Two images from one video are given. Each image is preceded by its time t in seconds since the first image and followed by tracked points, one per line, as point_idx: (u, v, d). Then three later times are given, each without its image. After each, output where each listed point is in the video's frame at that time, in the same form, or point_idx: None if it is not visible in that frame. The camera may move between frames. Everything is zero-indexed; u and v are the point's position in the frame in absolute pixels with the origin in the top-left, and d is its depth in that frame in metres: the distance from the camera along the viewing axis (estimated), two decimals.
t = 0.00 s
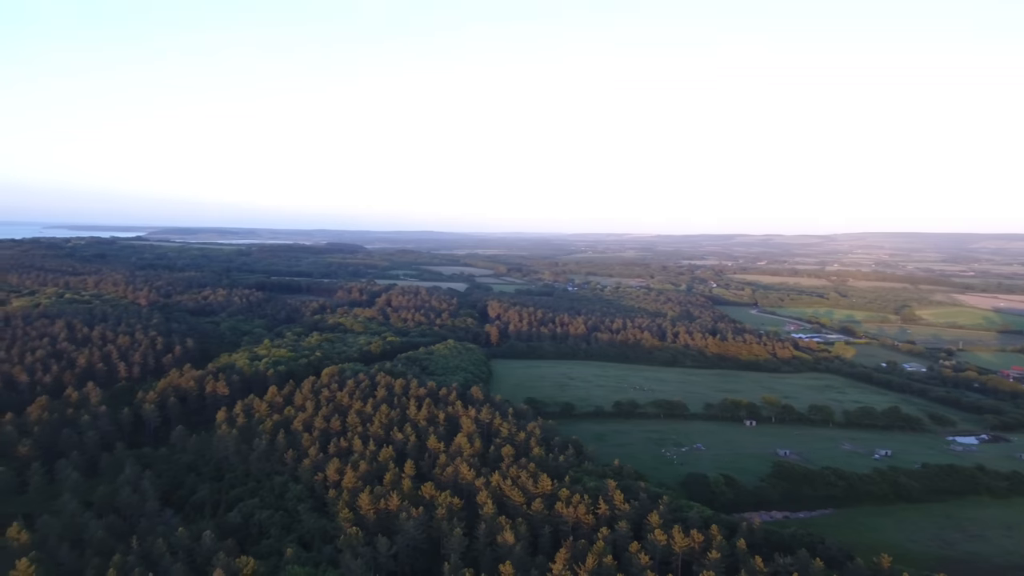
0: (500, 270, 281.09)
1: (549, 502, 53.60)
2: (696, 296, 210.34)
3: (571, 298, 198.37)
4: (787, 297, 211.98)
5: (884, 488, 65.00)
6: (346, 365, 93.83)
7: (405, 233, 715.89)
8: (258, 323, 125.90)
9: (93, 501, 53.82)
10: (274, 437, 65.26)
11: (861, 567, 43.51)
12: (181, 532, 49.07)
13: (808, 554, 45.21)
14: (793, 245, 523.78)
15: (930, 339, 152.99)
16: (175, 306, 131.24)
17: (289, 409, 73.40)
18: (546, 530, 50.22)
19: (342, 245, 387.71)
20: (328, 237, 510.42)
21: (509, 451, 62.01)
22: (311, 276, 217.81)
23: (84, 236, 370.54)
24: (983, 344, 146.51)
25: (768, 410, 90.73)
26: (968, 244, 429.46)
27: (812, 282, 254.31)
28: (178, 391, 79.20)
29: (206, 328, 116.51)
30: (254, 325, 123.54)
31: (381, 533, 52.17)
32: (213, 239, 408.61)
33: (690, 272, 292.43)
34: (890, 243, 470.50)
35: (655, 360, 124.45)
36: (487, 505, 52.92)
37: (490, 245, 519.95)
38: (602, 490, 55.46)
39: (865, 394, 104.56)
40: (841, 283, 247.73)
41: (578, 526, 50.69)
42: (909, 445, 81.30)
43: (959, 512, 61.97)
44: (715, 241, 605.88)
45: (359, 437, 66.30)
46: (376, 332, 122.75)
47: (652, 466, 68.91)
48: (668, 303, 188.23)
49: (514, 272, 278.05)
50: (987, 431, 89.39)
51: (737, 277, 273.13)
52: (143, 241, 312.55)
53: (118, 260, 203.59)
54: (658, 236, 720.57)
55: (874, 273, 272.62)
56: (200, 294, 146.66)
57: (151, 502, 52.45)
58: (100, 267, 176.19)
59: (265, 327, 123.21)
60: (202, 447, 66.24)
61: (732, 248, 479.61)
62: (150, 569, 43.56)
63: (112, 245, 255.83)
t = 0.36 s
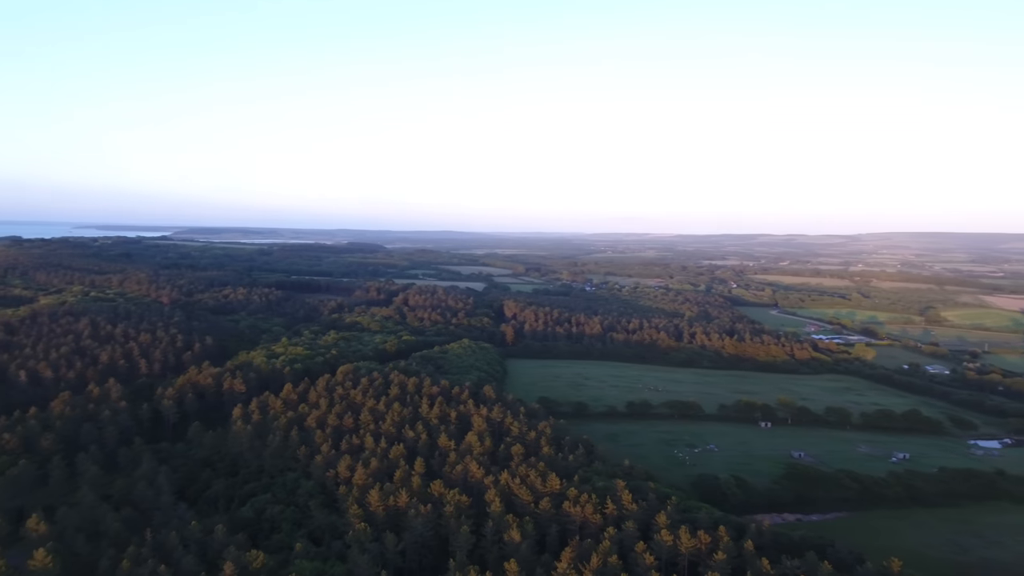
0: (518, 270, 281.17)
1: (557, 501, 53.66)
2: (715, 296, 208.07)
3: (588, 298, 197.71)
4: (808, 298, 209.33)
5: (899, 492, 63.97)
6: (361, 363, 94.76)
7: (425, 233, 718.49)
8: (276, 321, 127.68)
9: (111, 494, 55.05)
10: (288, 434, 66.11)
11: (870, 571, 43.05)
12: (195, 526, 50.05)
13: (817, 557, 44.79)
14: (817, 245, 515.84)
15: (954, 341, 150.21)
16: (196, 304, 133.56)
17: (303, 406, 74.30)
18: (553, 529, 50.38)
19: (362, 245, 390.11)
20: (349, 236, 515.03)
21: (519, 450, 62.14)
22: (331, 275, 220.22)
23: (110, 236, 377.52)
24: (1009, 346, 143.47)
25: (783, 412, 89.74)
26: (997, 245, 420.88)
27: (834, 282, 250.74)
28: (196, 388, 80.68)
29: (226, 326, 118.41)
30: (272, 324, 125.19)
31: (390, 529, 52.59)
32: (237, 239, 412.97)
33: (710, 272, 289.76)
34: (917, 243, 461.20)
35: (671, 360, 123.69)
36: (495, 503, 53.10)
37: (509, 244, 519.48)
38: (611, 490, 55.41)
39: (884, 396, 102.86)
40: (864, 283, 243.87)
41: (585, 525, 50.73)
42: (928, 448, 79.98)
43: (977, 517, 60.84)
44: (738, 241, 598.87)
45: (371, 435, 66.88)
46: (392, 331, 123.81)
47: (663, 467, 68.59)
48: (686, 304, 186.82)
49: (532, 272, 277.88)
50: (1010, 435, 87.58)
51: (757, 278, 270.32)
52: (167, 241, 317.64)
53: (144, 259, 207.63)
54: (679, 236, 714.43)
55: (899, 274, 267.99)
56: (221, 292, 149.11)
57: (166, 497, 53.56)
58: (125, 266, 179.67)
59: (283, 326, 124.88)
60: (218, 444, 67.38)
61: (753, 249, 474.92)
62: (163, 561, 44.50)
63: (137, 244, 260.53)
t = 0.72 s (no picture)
0: (537, 270, 280.82)
1: (566, 500, 53.72)
2: (735, 296, 205.68)
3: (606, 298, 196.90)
4: (831, 298, 206.40)
5: (916, 496, 62.91)
6: (376, 362, 95.67)
7: (446, 233, 721.43)
8: (295, 320, 129.42)
9: (129, 488, 56.36)
10: (303, 431, 67.01)
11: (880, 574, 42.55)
12: (209, 520, 51.06)
13: (826, 561, 44.36)
14: (843, 245, 506.94)
15: (980, 343, 147.10)
16: (217, 303, 135.93)
17: (318, 403, 75.19)
18: (561, 528, 50.45)
19: (383, 245, 392.55)
20: (370, 236, 519.42)
21: (529, 449, 62.25)
22: (350, 274, 222.42)
23: (137, 235, 384.81)
24: None
25: (800, 413, 88.61)
26: None
27: (858, 283, 246.78)
28: (215, 385, 82.11)
29: (246, 324, 120.33)
30: (292, 322, 126.78)
31: (400, 527, 53.04)
32: (260, 238, 419.04)
33: (731, 272, 286.63)
34: (946, 244, 451.03)
35: (688, 361, 122.88)
36: (503, 501, 53.30)
37: (529, 244, 520.30)
38: (620, 490, 55.30)
39: (905, 399, 101.09)
40: (889, 284, 239.33)
41: (593, 524, 50.72)
42: (949, 452, 78.56)
43: (996, 522, 59.68)
44: (760, 241, 591.09)
45: (384, 432, 67.46)
46: (409, 330, 124.82)
47: (675, 467, 68.20)
48: (705, 304, 185.32)
49: (551, 272, 277.36)
50: None
51: (779, 278, 267.11)
52: (191, 241, 322.13)
53: (169, 258, 211.73)
54: (702, 235, 707.14)
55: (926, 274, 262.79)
56: (242, 291, 151.53)
57: (182, 491, 54.68)
58: (150, 265, 183.25)
59: (302, 325, 126.61)
60: (234, 439, 68.57)
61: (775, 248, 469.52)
62: (177, 553, 45.48)
63: (162, 244, 265.58)
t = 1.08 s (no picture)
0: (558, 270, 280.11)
1: (576, 500, 53.70)
2: (757, 297, 203.20)
3: (626, 298, 195.76)
4: (856, 299, 202.97)
5: (936, 501, 61.74)
6: (393, 360, 96.42)
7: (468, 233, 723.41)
8: (315, 318, 130.88)
9: (149, 481, 57.69)
10: (318, 428, 67.86)
11: None
12: (224, 513, 52.07)
13: (837, 564, 43.82)
14: (870, 246, 496.59)
15: (1010, 345, 143.51)
16: (240, 301, 138.04)
17: (334, 400, 76.10)
18: (570, 527, 50.44)
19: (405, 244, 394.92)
20: (392, 236, 522.88)
21: (541, 448, 62.32)
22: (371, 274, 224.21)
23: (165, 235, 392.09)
24: None
25: (819, 415, 87.40)
26: None
27: (884, 283, 242.19)
28: (235, 382, 83.55)
29: (267, 322, 122.06)
30: (312, 321, 128.35)
31: (411, 523, 53.47)
32: (284, 237, 424.29)
33: (754, 272, 283.00)
34: (980, 243, 438.95)
35: (707, 361, 121.75)
36: (514, 500, 53.45)
37: (550, 244, 518.78)
38: (630, 490, 55.11)
39: (929, 401, 99.13)
40: (917, 284, 235.95)
41: (603, 523, 50.66)
42: (972, 456, 76.85)
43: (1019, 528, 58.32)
44: (785, 241, 583.27)
45: (398, 429, 68.08)
46: (426, 329, 125.55)
47: (688, 468, 67.74)
48: (726, 304, 183.36)
49: (572, 272, 276.39)
50: None
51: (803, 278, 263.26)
52: (216, 241, 326.32)
53: (194, 258, 215.35)
54: (726, 234, 697.84)
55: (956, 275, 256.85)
56: (264, 290, 153.69)
57: (199, 485, 55.82)
58: (176, 264, 186.62)
59: (322, 323, 128.07)
60: (252, 435, 69.75)
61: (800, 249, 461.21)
62: (192, 545, 46.48)
63: (188, 243, 270.24)
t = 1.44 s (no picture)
0: (576, 269, 279.64)
1: (586, 499, 53.76)
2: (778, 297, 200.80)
3: (644, 297, 194.87)
4: (879, 300, 199.68)
5: (954, 505, 60.70)
6: (408, 358, 97.16)
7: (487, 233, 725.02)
8: (333, 317, 132.21)
9: (166, 475, 58.97)
10: (332, 426, 68.70)
11: None
12: (239, 508, 53.06)
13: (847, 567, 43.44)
14: (896, 246, 486.68)
15: None
16: (260, 300, 140.00)
17: (348, 398, 76.86)
18: (578, 526, 50.59)
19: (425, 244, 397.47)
20: (412, 236, 525.91)
21: (552, 447, 62.48)
22: (390, 273, 225.80)
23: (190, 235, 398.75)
24: None
25: (836, 417, 86.36)
26: None
27: (909, 284, 237.85)
28: (252, 379, 84.88)
29: (286, 321, 123.71)
30: (330, 320, 129.59)
31: (421, 519, 53.96)
32: (306, 236, 429.07)
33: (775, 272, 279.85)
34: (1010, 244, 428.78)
35: (724, 362, 120.73)
36: (522, 498, 53.71)
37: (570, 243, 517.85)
38: (641, 489, 55.02)
39: (951, 404, 97.35)
40: (943, 284, 232.50)
41: (612, 523, 50.64)
42: (994, 460, 75.37)
43: None
44: (808, 240, 575.09)
45: (410, 427, 68.58)
46: (442, 328, 126.19)
47: (701, 469, 67.31)
48: (746, 304, 181.48)
49: (590, 272, 275.62)
50: None
51: (826, 278, 259.69)
52: (238, 241, 329.55)
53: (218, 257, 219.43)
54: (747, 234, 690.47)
55: (984, 275, 251.31)
56: (284, 288, 155.78)
57: (215, 480, 57.01)
58: (198, 263, 189.41)
59: (339, 322, 129.40)
60: (267, 431, 70.86)
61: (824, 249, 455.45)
62: (206, 538, 47.51)
63: (212, 243, 274.75)
